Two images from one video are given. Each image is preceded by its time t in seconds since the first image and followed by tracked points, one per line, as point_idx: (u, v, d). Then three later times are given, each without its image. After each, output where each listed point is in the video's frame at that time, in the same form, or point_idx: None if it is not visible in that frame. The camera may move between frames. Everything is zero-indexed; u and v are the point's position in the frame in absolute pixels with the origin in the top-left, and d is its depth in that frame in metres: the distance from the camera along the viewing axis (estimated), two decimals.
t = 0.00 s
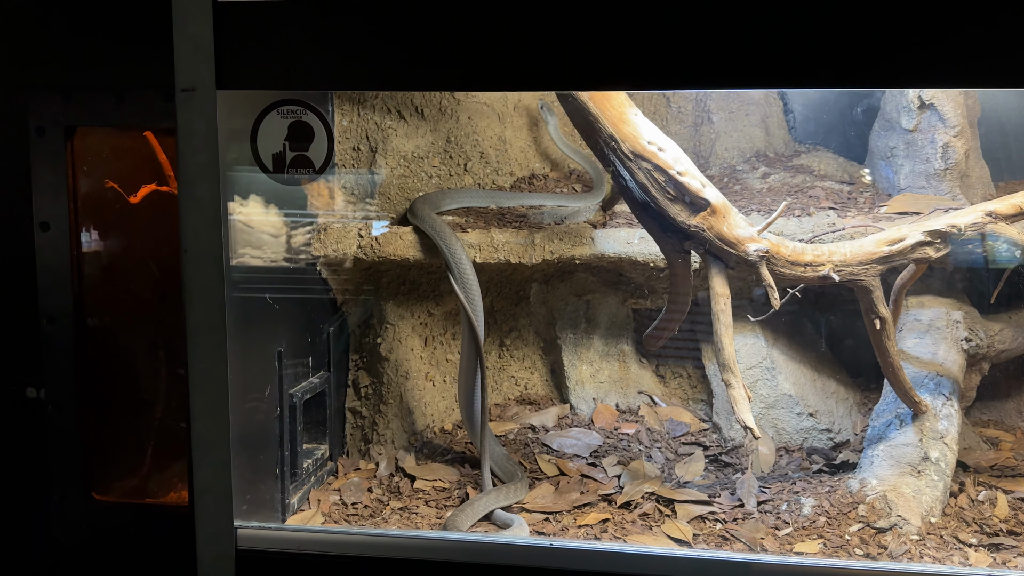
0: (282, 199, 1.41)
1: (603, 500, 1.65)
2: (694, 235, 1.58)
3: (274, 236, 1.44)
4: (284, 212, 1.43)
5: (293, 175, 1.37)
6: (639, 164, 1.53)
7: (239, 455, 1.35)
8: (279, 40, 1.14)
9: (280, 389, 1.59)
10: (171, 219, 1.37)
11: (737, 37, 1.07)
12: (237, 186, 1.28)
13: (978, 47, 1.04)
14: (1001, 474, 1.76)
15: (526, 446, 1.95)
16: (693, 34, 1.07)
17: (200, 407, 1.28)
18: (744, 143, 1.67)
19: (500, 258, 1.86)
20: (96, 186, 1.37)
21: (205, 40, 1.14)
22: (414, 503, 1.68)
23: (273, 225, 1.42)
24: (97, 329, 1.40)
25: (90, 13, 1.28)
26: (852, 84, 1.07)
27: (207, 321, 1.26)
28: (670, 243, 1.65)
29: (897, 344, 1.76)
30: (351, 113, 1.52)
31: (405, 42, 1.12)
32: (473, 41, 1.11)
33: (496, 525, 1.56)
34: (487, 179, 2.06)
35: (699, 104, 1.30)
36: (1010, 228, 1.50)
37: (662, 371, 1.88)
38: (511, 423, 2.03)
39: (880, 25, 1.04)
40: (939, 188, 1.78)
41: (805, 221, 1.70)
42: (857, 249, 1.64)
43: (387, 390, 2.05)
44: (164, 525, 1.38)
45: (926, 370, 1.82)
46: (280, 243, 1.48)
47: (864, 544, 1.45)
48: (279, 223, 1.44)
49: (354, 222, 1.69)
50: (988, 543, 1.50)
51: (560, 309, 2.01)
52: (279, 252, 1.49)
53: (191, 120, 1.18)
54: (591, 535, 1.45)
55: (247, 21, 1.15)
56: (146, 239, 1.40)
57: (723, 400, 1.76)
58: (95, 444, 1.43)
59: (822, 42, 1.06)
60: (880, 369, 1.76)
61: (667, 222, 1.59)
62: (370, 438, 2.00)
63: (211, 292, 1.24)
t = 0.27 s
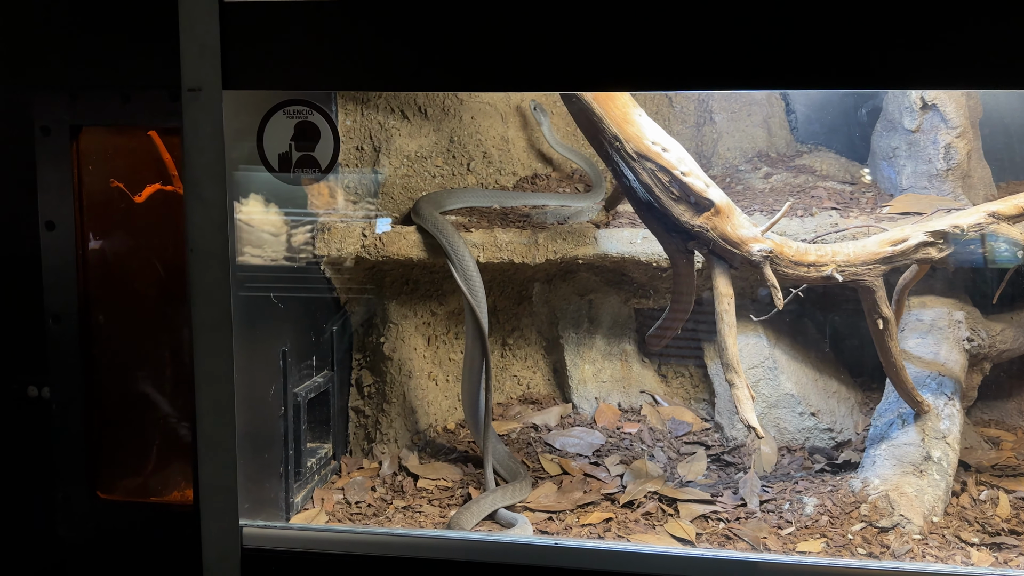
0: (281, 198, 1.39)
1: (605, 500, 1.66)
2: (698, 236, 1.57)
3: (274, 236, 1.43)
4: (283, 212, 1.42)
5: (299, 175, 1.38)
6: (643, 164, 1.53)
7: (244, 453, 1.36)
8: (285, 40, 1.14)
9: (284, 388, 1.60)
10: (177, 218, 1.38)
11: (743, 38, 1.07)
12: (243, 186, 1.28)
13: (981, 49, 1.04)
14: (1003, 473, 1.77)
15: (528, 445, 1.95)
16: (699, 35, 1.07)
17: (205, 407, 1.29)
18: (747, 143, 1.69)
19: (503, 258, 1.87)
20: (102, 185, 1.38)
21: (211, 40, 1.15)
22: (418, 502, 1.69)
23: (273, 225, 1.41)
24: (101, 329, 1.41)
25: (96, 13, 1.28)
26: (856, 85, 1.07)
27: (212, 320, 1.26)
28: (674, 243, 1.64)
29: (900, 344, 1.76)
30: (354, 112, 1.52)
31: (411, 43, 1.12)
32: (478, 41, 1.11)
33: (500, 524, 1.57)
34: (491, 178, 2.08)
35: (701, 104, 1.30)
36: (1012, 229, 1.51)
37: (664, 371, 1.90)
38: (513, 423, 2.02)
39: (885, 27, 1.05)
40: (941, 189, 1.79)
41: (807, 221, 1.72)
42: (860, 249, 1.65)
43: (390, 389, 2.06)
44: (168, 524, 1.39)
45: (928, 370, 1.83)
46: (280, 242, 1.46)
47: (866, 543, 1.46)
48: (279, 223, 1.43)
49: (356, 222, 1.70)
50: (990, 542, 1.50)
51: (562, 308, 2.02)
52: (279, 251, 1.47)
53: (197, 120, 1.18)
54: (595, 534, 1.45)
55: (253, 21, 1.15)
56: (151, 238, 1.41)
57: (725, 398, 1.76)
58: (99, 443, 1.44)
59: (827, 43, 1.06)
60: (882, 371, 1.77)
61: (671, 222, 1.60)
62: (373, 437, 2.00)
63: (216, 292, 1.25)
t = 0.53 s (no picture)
0: (281, 197, 1.37)
1: (607, 499, 1.66)
2: (701, 236, 1.58)
3: (273, 235, 1.40)
4: (283, 211, 1.40)
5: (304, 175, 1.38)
6: (646, 165, 1.55)
7: (249, 453, 1.36)
8: (291, 41, 1.15)
9: (287, 388, 1.60)
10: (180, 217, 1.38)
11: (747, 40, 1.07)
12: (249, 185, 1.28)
13: (985, 51, 1.04)
14: (1003, 474, 1.77)
15: (530, 445, 1.97)
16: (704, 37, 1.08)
17: (210, 406, 1.29)
18: (749, 144, 1.66)
19: (506, 258, 1.88)
20: (107, 184, 1.39)
21: (217, 40, 1.15)
22: (420, 501, 1.69)
23: (272, 224, 1.38)
24: (106, 330, 1.40)
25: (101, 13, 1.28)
26: (861, 87, 1.08)
27: (218, 320, 1.26)
28: (677, 244, 1.65)
29: (901, 344, 1.78)
30: (357, 112, 1.52)
31: (416, 44, 1.13)
32: (483, 42, 1.12)
33: (503, 524, 1.57)
34: (493, 178, 2.09)
35: (704, 106, 1.31)
36: (1014, 230, 1.51)
37: (665, 371, 1.87)
38: (515, 422, 2.05)
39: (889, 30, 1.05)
40: (943, 191, 1.79)
41: (809, 222, 1.72)
42: (863, 251, 1.66)
43: (392, 388, 2.06)
44: (172, 523, 1.39)
45: (929, 370, 1.84)
46: (279, 241, 1.44)
47: (868, 543, 1.47)
48: (278, 222, 1.40)
49: (360, 222, 1.70)
50: (991, 543, 1.51)
51: (564, 308, 2.02)
52: (278, 251, 1.44)
53: (203, 120, 1.19)
54: (598, 534, 1.46)
55: (259, 22, 1.15)
56: (155, 238, 1.41)
57: (726, 398, 1.78)
58: (103, 443, 1.44)
59: (832, 45, 1.06)
60: (885, 371, 1.79)
61: (675, 222, 1.60)
62: (375, 436, 2.00)
63: (221, 292, 1.25)
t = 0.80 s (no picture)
0: (281, 197, 1.37)
1: (612, 499, 1.67)
2: (707, 237, 1.60)
3: (274, 233, 1.38)
4: (283, 209, 1.39)
5: (313, 175, 1.42)
6: (652, 166, 1.55)
7: (257, 452, 1.37)
8: (300, 42, 1.15)
9: (294, 388, 1.61)
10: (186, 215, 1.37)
11: (755, 42, 1.08)
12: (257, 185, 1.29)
13: (989, 54, 1.05)
14: (1005, 474, 1.78)
15: (534, 445, 1.97)
16: (711, 40, 1.08)
17: (218, 406, 1.29)
18: (753, 145, 1.64)
19: (511, 258, 1.89)
20: (116, 184, 1.39)
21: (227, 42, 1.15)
22: (425, 501, 1.70)
23: (273, 222, 1.36)
24: (114, 329, 1.42)
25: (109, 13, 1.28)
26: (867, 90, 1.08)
27: (226, 320, 1.27)
28: (682, 244, 1.67)
29: (905, 345, 1.79)
30: (363, 112, 1.52)
31: (424, 45, 1.13)
32: (492, 44, 1.12)
33: (508, 524, 1.58)
34: (497, 179, 2.09)
35: (708, 107, 1.32)
36: (1019, 231, 1.54)
37: (669, 371, 1.88)
38: (519, 422, 2.03)
39: (895, 34, 1.06)
40: (946, 192, 1.80)
41: (813, 224, 1.73)
42: (868, 253, 1.67)
43: (397, 388, 2.07)
44: (180, 522, 1.40)
45: (932, 371, 1.85)
46: (280, 241, 1.42)
47: (872, 543, 1.48)
48: (278, 220, 1.38)
49: (363, 222, 1.71)
50: (994, 543, 1.52)
51: (568, 309, 2.04)
52: (279, 249, 1.42)
53: (212, 121, 1.19)
54: (603, 534, 1.47)
55: (267, 23, 1.16)
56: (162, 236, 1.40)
57: (730, 398, 1.79)
58: (111, 442, 1.44)
59: (838, 48, 1.07)
60: (888, 372, 1.79)
61: (680, 223, 1.62)
62: (380, 436, 2.01)
63: (230, 292, 1.26)
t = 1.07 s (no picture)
0: (280, 194, 1.37)
1: (617, 498, 1.68)
2: (713, 235, 1.60)
3: (274, 232, 1.37)
4: (283, 207, 1.39)
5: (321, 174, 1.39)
6: (659, 164, 1.55)
7: (263, 450, 1.37)
8: (307, 39, 1.15)
9: (299, 386, 1.61)
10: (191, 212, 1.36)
11: (762, 40, 1.08)
12: (264, 184, 1.30)
13: (997, 52, 1.05)
14: (1009, 473, 1.78)
15: (538, 443, 1.97)
16: (719, 38, 1.08)
17: (225, 402, 1.30)
18: (757, 144, 1.66)
19: (516, 256, 1.87)
20: (121, 181, 1.39)
21: (235, 39, 1.16)
22: (429, 499, 1.70)
23: (272, 221, 1.35)
24: (116, 327, 1.41)
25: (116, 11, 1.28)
26: (875, 88, 1.08)
27: (233, 317, 1.27)
28: (689, 244, 1.66)
29: (911, 344, 1.78)
30: (369, 110, 1.52)
31: (432, 42, 1.13)
32: (499, 42, 1.12)
33: (513, 522, 1.58)
34: (502, 177, 2.12)
35: (712, 105, 1.32)
36: None
37: (671, 369, 1.87)
38: (522, 421, 2.05)
39: (903, 32, 1.06)
40: (950, 191, 1.80)
41: (819, 222, 1.72)
42: (873, 251, 1.67)
43: (400, 386, 2.06)
44: (182, 521, 1.38)
45: (938, 370, 1.84)
46: (280, 238, 1.41)
47: (877, 542, 1.48)
48: (277, 218, 1.37)
49: (371, 219, 1.72)
50: (999, 541, 1.53)
51: (571, 307, 2.02)
52: (279, 247, 1.41)
53: (220, 118, 1.19)
54: (609, 532, 1.47)
55: (275, 20, 1.16)
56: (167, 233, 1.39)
57: (734, 396, 1.80)
58: (116, 440, 1.44)
59: (846, 47, 1.07)
60: (893, 371, 1.77)
61: (687, 222, 1.61)
62: (383, 434, 2.01)
63: (237, 289, 1.26)
